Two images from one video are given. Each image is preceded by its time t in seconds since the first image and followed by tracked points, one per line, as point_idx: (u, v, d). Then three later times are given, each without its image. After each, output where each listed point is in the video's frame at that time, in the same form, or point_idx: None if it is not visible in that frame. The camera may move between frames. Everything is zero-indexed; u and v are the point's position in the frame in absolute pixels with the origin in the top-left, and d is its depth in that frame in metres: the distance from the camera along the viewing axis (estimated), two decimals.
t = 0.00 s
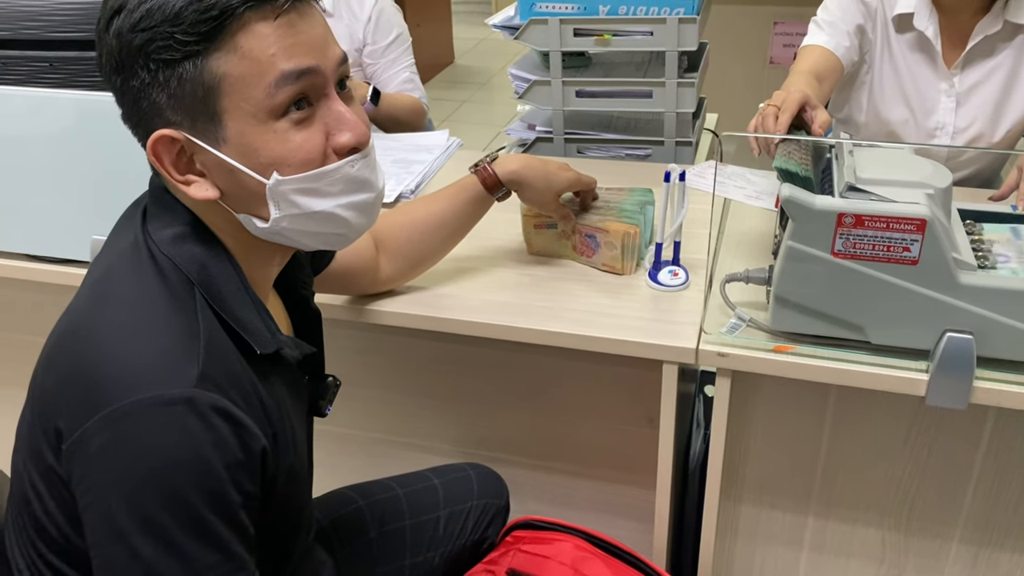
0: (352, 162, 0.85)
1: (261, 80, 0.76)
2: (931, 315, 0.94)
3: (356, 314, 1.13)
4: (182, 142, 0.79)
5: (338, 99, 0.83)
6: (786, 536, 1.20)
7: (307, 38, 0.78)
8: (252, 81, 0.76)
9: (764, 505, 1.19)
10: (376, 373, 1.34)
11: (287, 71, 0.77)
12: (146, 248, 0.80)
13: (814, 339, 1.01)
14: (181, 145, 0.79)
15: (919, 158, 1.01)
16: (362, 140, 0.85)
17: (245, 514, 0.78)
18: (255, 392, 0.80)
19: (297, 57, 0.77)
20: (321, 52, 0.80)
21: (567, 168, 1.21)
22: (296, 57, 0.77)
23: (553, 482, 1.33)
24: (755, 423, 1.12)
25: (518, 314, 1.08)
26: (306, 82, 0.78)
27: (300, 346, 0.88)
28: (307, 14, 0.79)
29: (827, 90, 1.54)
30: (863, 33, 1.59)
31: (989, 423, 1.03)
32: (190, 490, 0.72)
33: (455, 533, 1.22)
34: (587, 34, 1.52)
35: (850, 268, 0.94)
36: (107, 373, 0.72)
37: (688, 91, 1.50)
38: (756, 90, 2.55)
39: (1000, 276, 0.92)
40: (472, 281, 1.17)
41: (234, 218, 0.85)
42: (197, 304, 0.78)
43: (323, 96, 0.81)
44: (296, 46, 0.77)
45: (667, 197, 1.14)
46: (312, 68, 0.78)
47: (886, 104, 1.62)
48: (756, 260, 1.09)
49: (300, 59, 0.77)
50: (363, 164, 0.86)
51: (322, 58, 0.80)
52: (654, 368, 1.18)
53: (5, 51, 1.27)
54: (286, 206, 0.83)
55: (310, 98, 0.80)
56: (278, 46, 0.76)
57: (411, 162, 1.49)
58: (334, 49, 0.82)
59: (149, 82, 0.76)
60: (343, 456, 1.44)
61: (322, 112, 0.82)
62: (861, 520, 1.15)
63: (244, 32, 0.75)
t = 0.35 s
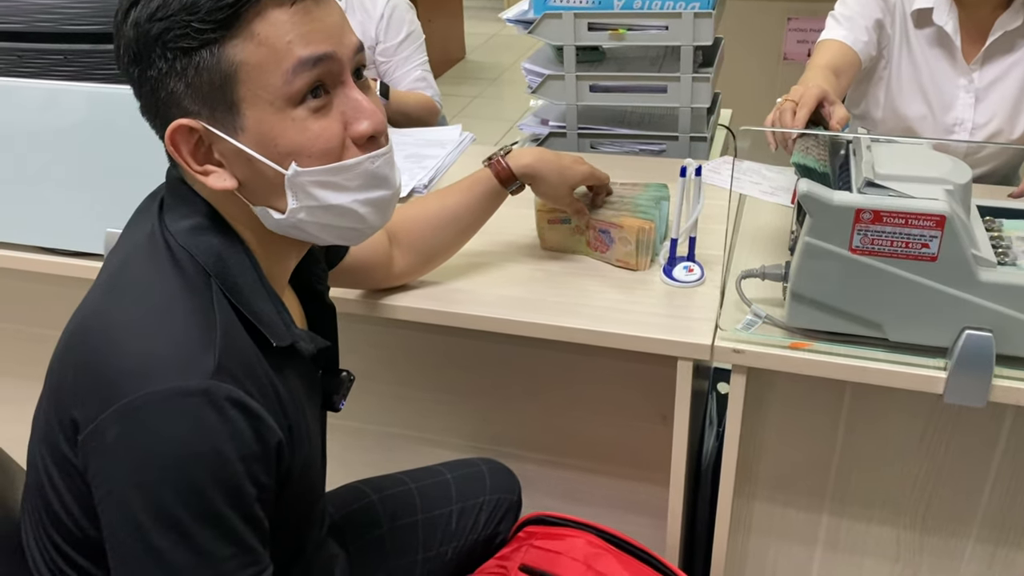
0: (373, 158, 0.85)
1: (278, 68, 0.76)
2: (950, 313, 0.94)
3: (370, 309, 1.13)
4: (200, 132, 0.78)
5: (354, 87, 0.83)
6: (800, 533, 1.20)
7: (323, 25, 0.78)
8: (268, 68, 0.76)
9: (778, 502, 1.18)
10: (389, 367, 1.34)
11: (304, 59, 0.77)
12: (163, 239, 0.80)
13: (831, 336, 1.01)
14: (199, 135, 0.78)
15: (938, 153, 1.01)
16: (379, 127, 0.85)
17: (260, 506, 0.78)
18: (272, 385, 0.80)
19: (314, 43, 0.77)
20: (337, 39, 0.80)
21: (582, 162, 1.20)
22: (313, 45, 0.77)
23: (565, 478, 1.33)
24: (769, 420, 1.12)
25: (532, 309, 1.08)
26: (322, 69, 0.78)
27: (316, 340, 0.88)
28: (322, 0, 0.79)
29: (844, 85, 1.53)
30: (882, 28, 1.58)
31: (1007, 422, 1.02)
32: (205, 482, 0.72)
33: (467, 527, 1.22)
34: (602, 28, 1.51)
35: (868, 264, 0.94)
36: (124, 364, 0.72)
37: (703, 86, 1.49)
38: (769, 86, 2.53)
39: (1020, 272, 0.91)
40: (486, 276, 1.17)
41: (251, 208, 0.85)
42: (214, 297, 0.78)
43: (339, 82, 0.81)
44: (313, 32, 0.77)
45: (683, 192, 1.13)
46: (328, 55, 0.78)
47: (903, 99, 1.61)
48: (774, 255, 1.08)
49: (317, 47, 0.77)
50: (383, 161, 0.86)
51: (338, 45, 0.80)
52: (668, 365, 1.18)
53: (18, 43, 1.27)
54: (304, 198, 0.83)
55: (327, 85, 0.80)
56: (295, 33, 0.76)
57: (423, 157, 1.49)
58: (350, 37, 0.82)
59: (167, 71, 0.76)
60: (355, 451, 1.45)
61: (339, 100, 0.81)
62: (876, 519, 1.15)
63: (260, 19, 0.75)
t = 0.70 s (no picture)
0: (386, 143, 0.85)
1: (293, 55, 0.76)
2: (969, 308, 0.93)
3: (384, 301, 1.13)
4: (215, 121, 0.78)
5: (369, 75, 0.83)
6: (814, 530, 1.19)
7: (337, 12, 0.78)
8: (283, 55, 0.76)
9: (793, 498, 1.17)
10: (402, 360, 1.34)
11: (319, 45, 0.76)
12: (179, 228, 0.80)
13: (849, 331, 0.99)
14: (215, 123, 0.78)
15: (958, 147, 0.99)
16: (395, 115, 0.84)
17: (276, 494, 0.78)
18: (288, 374, 0.80)
19: (329, 30, 0.77)
20: (351, 26, 0.79)
21: (595, 152, 1.20)
22: (328, 31, 0.77)
23: (578, 472, 1.33)
24: (784, 415, 1.11)
25: (546, 302, 1.07)
26: (336, 56, 0.78)
27: (331, 330, 0.87)
28: None
29: (863, 79, 1.52)
30: (901, 21, 1.56)
31: None
32: (222, 469, 0.72)
33: (477, 511, 1.23)
34: (617, 21, 1.50)
35: (887, 258, 0.93)
36: (140, 352, 0.72)
37: (719, 79, 1.48)
38: (784, 81, 2.52)
39: None
40: (500, 268, 1.16)
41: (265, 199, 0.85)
42: (230, 285, 0.78)
43: (353, 70, 0.81)
44: (327, 19, 0.77)
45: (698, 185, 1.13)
46: (342, 42, 0.78)
47: (922, 93, 1.60)
48: (791, 249, 1.06)
49: (331, 33, 0.77)
50: (397, 145, 0.86)
51: (352, 32, 0.79)
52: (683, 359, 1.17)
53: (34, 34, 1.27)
54: (319, 183, 0.83)
55: (341, 73, 0.80)
56: (309, 20, 0.76)
57: (437, 150, 1.48)
58: (364, 25, 0.81)
59: (182, 60, 0.76)
60: (368, 443, 1.45)
61: (354, 88, 0.81)
62: (892, 515, 1.14)
63: (275, 6, 0.75)
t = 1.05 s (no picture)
0: (403, 135, 0.85)
1: (315, 47, 0.76)
2: (981, 303, 0.92)
3: (395, 293, 1.14)
4: (235, 110, 0.79)
5: (387, 69, 0.83)
6: (823, 524, 1.19)
7: (359, 6, 0.78)
8: (305, 47, 0.76)
9: (802, 492, 1.17)
10: (413, 352, 1.34)
11: (340, 39, 0.77)
12: (195, 218, 0.81)
13: (859, 324, 1.00)
14: (234, 113, 0.79)
15: (972, 141, 0.99)
16: (412, 110, 0.85)
17: (289, 484, 0.78)
18: (301, 364, 0.81)
19: (350, 24, 0.77)
20: (373, 20, 0.80)
21: (607, 142, 1.20)
22: (349, 25, 0.77)
23: (587, 465, 1.33)
24: (794, 409, 1.11)
25: (557, 295, 1.08)
26: (357, 49, 0.78)
27: (344, 322, 0.88)
28: None
29: (876, 72, 1.51)
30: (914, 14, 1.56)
31: None
32: (236, 458, 0.73)
33: (488, 506, 1.24)
34: (629, 13, 1.50)
35: (899, 252, 0.93)
36: (157, 340, 0.73)
37: (731, 73, 1.47)
38: (795, 75, 2.51)
39: None
40: (511, 261, 1.17)
41: (282, 187, 0.85)
42: (246, 276, 0.79)
43: (373, 64, 0.81)
44: (349, 12, 0.77)
45: (710, 178, 1.13)
46: (363, 36, 0.78)
47: (935, 86, 1.59)
48: (802, 243, 1.06)
49: (353, 27, 0.77)
50: (413, 137, 0.87)
51: (373, 26, 0.80)
52: (693, 353, 1.17)
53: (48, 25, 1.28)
54: (337, 174, 0.83)
55: (360, 66, 0.80)
56: (331, 13, 0.76)
57: (448, 142, 1.48)
58: (385, 18, 0.82)
59: (203, 47, 0.76)
60: (378, 434, 1.46)
61: (372, 81, 0.82)
62: (901, 510, 1.14)
63: None
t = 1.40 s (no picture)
0: (413, 128, 0.86)
1: (326, 41, 0.77)
2: (989, 299, 0.92)
3: (402, 287, 1.14)
4: (246, 105, 0.79)
5: (397, 63, 0.84)
6: (828, 519, 1.19)
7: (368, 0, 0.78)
8: (316, 42, 0.77)
9: (807, 487, 1.17)
10: (419, 346, 1.35)
11: (351, 33, 0.77)
12: (205, 212, 0.82)
13: (865, 320, 0.99)
14: (245, 108, 0.79)
15: (981, 137, 0.99)
16: (422, 104, 0.85)
17: (295, 477, 0.79)
18: (309, 358, 0.82)
19: (360, 18, 0.78)
20: (383, 15, 0.80)
21: (614, 135, 1.20)
22: (360, 19, 0.78)
23: (593, 459, 1.33)
24: (799, 404, 1.11)
25: (564, 289, 1.08)
26: (368, 43, 0.79)
27: (351, 316, 0.89)
28: None
29: (884, 67, 1.51)
30: (923, 10, 1.55)
31: None
32: (244, 451, 0.73)
33: (494, 496, 1.24)
34: (637, 8, 1.50)
35: (906, 248, 0.93)
36: (166, 332, 0.74)
37: (739, 68, 1.47)
38: (804, 71, 2.50)
39: None
40: (518, 255, 1.17)
41: (292, 181, 0.86)
42: (255, 269, 0.79)
43: (383, 59, 0.81)
44: (360, 7, 0.78)
45: (718, 173, 1.13)
46: (374, 30, 0.79)
47: (943, 82, 1.58)
48: (809, 238, 1.06)
49: (363, 22, 0.78)
50: (423, 131, 0.87)
51: (383, 21, 0.80)
52: (699, 348, 1.17)
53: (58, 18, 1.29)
54: (349, 170, 0.84)
55: (371, 61, 0.81)
56: (342, 8, 0.77)
57: (455, 137, 1.49)
58: (394, 13, 0.82)
59: (214, 42, 0.77)
60: (385, 427, 1.46)
61: (383, 76, 0.82)
62: (907, 506, 1.14)
63: None
